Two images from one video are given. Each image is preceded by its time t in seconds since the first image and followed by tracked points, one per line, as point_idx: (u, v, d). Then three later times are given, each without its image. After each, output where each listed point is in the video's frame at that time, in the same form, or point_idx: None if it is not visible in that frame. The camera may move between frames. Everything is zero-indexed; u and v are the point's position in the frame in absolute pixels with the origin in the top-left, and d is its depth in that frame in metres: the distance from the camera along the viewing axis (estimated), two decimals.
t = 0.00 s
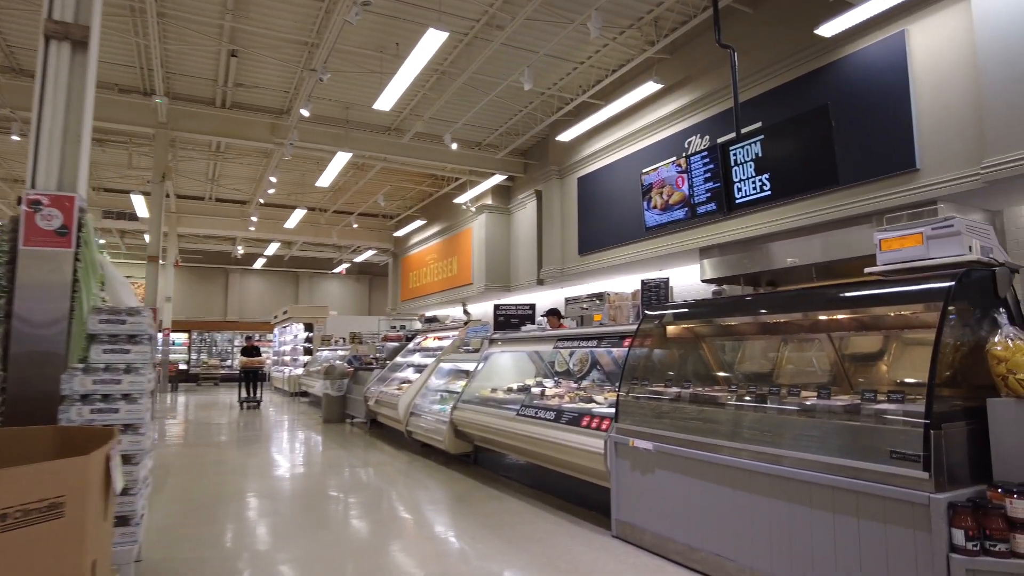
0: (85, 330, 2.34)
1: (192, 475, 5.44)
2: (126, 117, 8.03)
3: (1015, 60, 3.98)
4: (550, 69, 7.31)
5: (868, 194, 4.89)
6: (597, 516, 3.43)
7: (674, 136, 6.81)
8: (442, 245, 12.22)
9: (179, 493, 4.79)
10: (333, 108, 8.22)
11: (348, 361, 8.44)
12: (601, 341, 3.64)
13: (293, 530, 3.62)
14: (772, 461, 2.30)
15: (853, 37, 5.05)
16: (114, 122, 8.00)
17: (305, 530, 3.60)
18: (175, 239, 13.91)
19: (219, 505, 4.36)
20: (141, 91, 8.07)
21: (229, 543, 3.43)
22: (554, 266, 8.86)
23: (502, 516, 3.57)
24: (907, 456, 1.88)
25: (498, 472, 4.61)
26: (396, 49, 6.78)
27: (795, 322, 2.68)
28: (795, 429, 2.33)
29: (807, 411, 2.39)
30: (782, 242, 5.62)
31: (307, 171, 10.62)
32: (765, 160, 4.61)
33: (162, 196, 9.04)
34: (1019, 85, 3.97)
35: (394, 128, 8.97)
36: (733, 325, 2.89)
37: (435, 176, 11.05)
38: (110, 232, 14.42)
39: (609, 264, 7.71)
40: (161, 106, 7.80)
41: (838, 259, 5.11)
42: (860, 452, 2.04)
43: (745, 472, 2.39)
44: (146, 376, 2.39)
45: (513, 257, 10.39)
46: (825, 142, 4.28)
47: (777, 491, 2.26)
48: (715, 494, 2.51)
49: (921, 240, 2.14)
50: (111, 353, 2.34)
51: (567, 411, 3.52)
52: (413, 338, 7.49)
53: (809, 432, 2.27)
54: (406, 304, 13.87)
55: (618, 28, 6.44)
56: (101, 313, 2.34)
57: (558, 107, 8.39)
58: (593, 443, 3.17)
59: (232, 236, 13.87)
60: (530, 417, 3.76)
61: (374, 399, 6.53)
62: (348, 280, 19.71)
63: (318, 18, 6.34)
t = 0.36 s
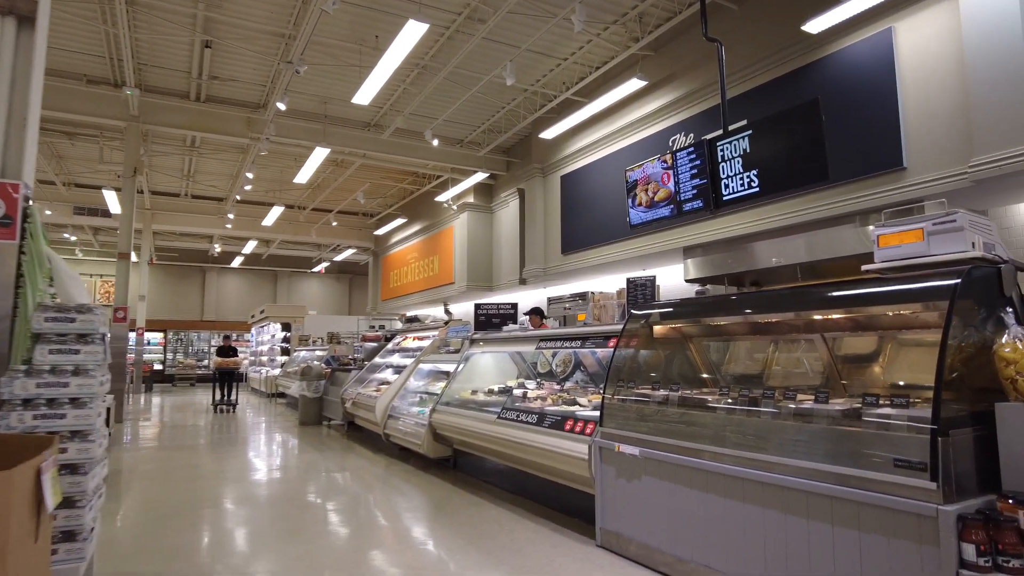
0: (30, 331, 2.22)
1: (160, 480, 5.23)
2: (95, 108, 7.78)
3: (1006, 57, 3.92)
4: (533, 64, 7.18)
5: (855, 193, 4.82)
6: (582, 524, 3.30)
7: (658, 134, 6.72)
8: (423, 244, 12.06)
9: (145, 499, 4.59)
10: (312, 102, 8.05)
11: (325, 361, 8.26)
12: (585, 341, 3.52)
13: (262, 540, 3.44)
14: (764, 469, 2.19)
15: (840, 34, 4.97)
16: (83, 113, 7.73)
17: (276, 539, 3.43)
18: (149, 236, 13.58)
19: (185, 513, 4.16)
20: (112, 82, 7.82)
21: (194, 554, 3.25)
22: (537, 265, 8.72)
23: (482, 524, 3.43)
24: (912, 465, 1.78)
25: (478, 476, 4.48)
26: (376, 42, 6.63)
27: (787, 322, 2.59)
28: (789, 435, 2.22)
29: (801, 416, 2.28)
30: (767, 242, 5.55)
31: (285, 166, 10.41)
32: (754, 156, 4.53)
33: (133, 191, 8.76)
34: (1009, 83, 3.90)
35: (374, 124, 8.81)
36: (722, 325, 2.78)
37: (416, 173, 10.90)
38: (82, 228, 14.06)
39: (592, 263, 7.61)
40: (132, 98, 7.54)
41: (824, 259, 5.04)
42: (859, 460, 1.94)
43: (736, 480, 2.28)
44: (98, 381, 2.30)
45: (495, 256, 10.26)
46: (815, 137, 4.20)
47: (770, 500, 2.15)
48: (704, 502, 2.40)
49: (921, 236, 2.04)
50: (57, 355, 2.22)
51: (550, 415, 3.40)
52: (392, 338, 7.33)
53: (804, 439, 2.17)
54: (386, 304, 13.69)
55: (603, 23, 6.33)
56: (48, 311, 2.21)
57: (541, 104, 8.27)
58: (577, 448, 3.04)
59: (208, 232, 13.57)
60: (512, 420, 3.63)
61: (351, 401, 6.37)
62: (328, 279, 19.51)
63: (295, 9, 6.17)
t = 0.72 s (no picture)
0: None
1: (137, 484, 5.03)
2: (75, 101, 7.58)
3: (1011, 47, 3.78)
4: (524, 58, 7.03)
5: (854, 189, 4.69)
6: (575, 534, 3.14)
7: (652, 129, 6.58)
8: (413, 242, 11.88)
9: (119, 504, 4.39)
10: (299, 95, 7.87)
11: (312, 361, 8.08)
12: (578, 340, 3.36)
13: (236, 550, 3.24)
14: (763, 476, 2.09)
15: (840, 25, 4.83)
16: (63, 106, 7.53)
17: (251, 549, 3.24)
18: (135, 233, 13.35)
19: (160, 518, 3.98)
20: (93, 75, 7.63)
21: (164, 565, 3.07)
22: (529, 263, 8.57)
23: (470, 533, 3.25)
24: (941, 476, 1.64)
25: (467, 481, 4.32)
26: (363, 34, 6.46)
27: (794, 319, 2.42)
28: (798, 442, 2.10)
29: (813, 420, 2.14)
30: (763, 239, 5.42)
31: (273, 162, 10.22)
32: (754, 146, 4.35)
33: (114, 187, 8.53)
34: (1015, 73, 3.76)
35: (363, 119, 8.64)
36: (722, 322, 2.63)
37: (407, 170, 10.73)
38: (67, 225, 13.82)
39: (585, 261, 7.46)
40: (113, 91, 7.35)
41: (818, 256, 4.93)
42: (870, 470, 1.83)
43: (733, 488, 2.17)
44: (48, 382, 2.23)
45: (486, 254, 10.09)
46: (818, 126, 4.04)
47: (766, 509, 2.05)
48: (701, 512, 2.27)
49: (942, 225, 1.90)
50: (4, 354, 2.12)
51: (542, 417, 3.24)
52: (380, 338, 7.16)
53: (813, 447, 2.04)
54: (376, 303, 13.50)
55: (596, 15, 6.19)
56: None
57: (533, 99, 8.11)
58: (571, 453, 2.88)
59: (195, 230, 13.35)
60: (502, 423, 3.47)
61: (337, 402, 6.19)
62: (318, 278, 19.31)
63: None
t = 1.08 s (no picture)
0: None
1: (113, 487, 4.83)
2: (53, 92, 7.36)
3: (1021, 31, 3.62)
4: (516, 48, 6.85)
5: (856, 181, 4.55)
6: (570, 541, 2.98)
7: (648, 121, 6.42)
8: (404, 238, 11.68)
9: (92, 509, 4.19)
10: (286, 87, 7.67)
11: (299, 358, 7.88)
12: (573, 336, 3.19)
13: (211, 559, 3.06)
14: (761, 481, 1.97)
15: (842, 11, 4.68)
16: (42, 97, 7.31)
17: (228, 557, 3.06)
18: (120, 229, 13.08)
19: (134, 523, 3.78)
20: (72, 64, 7.40)
21: None
22: (521, 259, 8.41)
23: (458, 541, 3.08)
24: (982, 486, 1.51)
25: (456, 483, 4.15)
26: (352, 22, 6.27)
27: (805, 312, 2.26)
28: (811, 443, 1.94)
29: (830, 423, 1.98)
30: (760, 233, 5.28)
31: (260, 156, 10.00)
32: (757, 134, 4.13)
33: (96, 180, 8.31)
34: None
35: (351, 111, 8.44)
36: (726, 316, 2.47)
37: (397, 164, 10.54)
38: (50, 221, 13.55)
39: (579, 257, 7.30)
40: (93, 81, 7.12)
41: (814, 251, 4.84)
42: (884, 476, 1.70)
43: (731, 493, 2.05)
44: None
45: (478, 250, 9.91)
46: (825, 113, 3.82)
47: (765, 515, 1.94)
48: (703, 521, 2.12)
49: (972, 210, 1.75)
50: None
51: (534, 418, 3.07)
52: (368, 336, 6.98)
53: (825, 450, 1.88)
54: (367, 300, 13.30)
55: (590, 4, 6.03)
56: None
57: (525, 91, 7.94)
58: (567, 456, 2.72)
59: (181, 226, 13.10)
60: (492, 424, 3.30)
61: (323, 401, 6.01)
62: (308, 275, 19.09)
63: None
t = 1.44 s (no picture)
0: None
1: (92, 492, 4.65)
2: (35, 83, 7.16)
3: None
4: (512, 40, 6.69)
5: (862, 176, 4.39)
6: (566, 552, 2.83)
7: (646, 116, 6.26)
8: (397, 236, 11.51)
9: (67, 514, 4.01)
10: (276, 80, 7.50)
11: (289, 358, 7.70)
12: (571, 336, 3.03)
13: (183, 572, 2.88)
14: (759, 490, 1.81)
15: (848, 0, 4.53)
16: (23, 88, 7.11)
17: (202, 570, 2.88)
18: (109, 226, 12.86)
19: (108, 530, 3.60)
20: (55, 55, 7.20)
21: None
22: (517, 256, 8.23)
23: (448, 553, 2.91)
24: None
25: (448, 489, 4.00)
26: (342, 12, 6.10)
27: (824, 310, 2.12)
28: (834, 459, 1.77)
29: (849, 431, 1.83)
30: (761, 230, 5.13)
31: (250, 151, 9.81)
32: (765, 123, 3.98)
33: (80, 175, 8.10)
34: None
35: (343, 106, 8.27)
36: (736, 315, 2.32)
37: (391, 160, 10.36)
38: (38, 218, 13.32)
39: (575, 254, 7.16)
40: (76, 72, 6.92)
41: (817, 248, 4.68)
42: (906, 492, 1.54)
43: (722, 503, 1.89)
44: None
45: (472, 248, 9.74)
46: (837, 100, 3.70)
47: (761, 527, 1.78)
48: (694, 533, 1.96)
49: (1015, 197, 1.60)
50: None
51: (531, 423, 2.93)
52: (359, 335, 6.81)
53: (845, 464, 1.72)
54: (360, 299, 13.13)
55: None
56: None
57: (521, 85, 7.78)
58: (565, 465, 2.55)
59: (171, 223, 12.89)
60: (487, 428, 3.15)
61: (313, 402, 5.84)
62: (301, 273, 18.91)
63: None
